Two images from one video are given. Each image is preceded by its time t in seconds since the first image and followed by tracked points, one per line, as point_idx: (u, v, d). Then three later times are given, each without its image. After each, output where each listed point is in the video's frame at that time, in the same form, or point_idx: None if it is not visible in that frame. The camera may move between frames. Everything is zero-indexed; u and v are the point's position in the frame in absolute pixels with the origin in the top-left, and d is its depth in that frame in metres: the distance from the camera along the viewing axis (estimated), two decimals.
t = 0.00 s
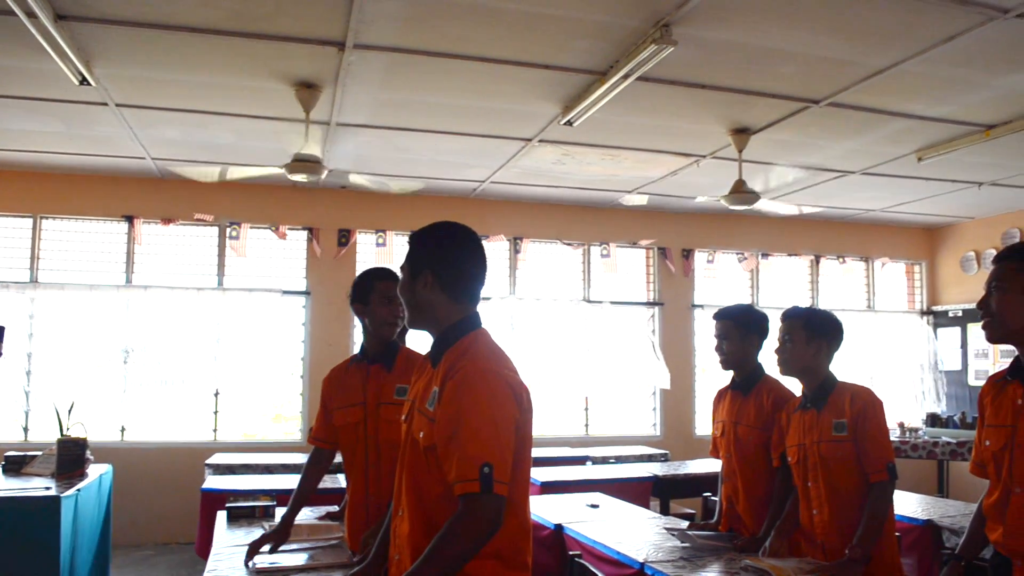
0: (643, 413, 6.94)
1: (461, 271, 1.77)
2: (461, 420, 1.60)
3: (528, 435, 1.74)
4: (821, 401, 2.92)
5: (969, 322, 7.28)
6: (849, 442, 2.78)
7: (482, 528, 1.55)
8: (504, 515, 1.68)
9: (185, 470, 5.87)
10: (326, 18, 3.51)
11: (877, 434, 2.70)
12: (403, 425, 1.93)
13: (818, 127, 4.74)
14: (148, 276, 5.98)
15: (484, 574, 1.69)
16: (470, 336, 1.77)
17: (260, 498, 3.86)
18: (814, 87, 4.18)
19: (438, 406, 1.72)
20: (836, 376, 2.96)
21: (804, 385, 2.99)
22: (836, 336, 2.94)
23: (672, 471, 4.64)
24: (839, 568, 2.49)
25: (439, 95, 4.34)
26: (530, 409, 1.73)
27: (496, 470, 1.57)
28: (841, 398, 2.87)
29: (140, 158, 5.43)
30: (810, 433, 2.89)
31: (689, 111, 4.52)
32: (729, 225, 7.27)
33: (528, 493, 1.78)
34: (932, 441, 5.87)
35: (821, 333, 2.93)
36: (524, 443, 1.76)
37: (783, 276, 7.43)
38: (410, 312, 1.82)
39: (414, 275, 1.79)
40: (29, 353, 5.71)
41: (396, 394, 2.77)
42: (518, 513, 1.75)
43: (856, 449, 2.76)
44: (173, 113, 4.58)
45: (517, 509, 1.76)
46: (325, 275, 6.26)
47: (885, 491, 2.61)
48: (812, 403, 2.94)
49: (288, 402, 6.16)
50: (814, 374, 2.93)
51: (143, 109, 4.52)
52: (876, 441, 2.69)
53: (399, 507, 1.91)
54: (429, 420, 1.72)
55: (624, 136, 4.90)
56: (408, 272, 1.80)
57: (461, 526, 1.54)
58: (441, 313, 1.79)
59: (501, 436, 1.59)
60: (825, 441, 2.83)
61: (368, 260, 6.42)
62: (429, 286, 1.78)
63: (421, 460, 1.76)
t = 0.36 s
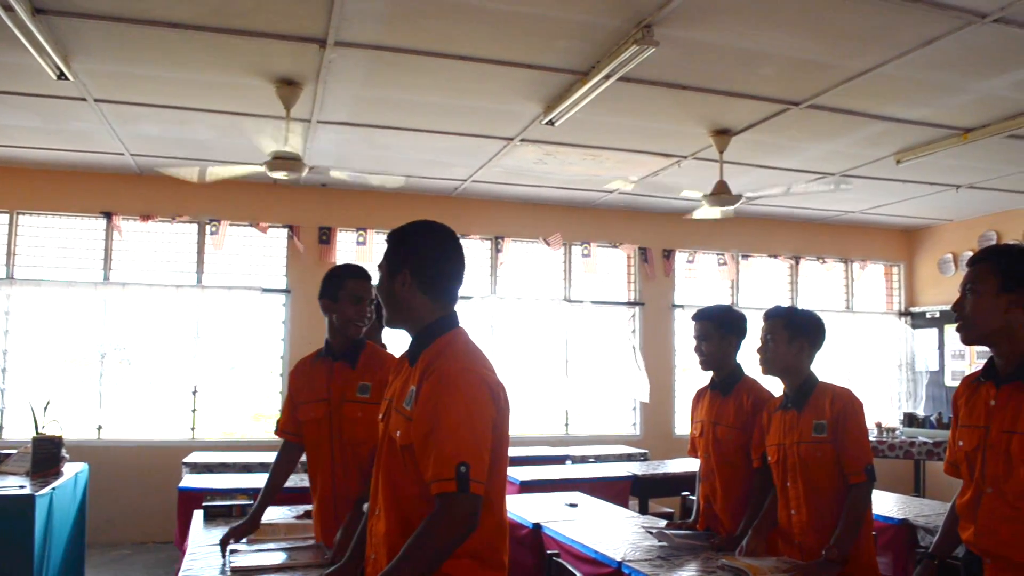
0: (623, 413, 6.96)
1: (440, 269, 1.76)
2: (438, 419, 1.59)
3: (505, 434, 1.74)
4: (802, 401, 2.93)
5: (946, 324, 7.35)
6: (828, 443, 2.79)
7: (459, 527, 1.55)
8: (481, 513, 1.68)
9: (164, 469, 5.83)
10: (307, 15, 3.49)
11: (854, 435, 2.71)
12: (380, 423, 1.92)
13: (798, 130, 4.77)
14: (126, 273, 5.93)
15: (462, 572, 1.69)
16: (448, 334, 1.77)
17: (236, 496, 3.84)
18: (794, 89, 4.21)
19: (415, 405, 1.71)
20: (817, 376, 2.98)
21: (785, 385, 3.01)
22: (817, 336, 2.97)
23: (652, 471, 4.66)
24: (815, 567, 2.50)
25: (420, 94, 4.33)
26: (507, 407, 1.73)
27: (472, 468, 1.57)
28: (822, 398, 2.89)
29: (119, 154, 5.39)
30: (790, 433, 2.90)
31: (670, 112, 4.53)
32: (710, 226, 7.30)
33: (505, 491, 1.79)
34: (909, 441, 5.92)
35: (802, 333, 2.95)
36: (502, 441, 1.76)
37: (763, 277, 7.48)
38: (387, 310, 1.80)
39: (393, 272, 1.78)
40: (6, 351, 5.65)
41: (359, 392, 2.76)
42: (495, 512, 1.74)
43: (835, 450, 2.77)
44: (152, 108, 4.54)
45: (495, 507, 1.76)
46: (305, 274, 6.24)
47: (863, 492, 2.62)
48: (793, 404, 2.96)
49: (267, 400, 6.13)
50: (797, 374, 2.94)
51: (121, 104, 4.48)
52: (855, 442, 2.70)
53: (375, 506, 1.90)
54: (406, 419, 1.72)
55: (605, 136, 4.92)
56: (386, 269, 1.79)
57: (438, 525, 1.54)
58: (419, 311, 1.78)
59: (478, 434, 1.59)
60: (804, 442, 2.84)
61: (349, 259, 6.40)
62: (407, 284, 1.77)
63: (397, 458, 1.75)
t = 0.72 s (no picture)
0: (604, 413, 6.98)
1: (419, 271, 1.75)
2: (416, 422, 1.59)
3: (484, 435, 1.73)
4: (790, 401, 2.95)
5: (924, 323, 7.43)
6: (814, 447, 2.80)
7: (437, 529, 1.54)
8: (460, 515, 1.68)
9: (144, 472, 5.80)
10: (285, 15, 3.48)
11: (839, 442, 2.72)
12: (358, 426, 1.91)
13: (777, 131, 4.80)
14: (104, 275, 5.88)
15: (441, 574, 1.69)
16: (426, 336, 1.76)
17: (214, 499, 3.82)
18: (772, 90, 4.24)
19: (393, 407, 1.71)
20: (807, 376, 2.99)
21: (773, 384, 3.03)
22: (807, 334, 2.99)
23: (634, 471, 4.67)
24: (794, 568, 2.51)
25: (399, 94, 4.33)
26: (486, 409, 1.73)
27: (451, 471, 1.56)
28: (809, 400, 2.90)
29: (97, 154, 5.34)
30: (776, 434, 2.92)
31: (650, 113, 4.55)
32: (690, 226, 7.34)
33: (484, 492, 1.79)
34: (888, 439, 5.97)
35: (793, 332, 2.97)
36: (480, 442, 1.75)
37: (743, 277, 7.53)
38: (365, 311, 1.79)
39: (370, 274, 1.77)
40: None
41: (330, 395, 2.76)
42: (471, 513, 1.75)
43: (820, 454, 2.78)
44: (130, 109, 4.51)
45: (474, 509, 1.76)
46: (284, 275, 6.21)
47: (847, 497, 2.63)
48: (781, 403, 2.98)
49: (247, 402, 6.11)
50: (786, 374, 2.96)
51: (98, 104, 4.44)
52: (840, 448, 2.70)
53: (354, 509, 1.89)
54: (384, 421, 1.71)
55: (585, 137, 4.93)
56: (364, 271, 1.78)
57: (416, 528, 1.53)
58: (397, 313, 1.77)
59: (457, 436, 1.58)
60: (791, 444, 2.85)
61: (329, 259, 6.38)
62: (385, 286, 1.75)
63: (375, 461, 1.75)
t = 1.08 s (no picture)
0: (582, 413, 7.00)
1: (393, 272, 1.74)
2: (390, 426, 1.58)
3: (459, 437, 1.73)
4: (783, 401, 2.86)
5: (899, 323, 7.50)
6: (804, 450, 2.72)
7: (412, 531, 1.54)
8: (434, 517, 1.68)
9: (119, 474, 5.75)
10: (259, 15, 3.45)
11: (830, 450, 2.63)
12: (332, 428, 1.91)
13: (752, 132, 4.83)
14: (78, 276, 5.82)
15: None
16: (400, 337, 1.75)
17: (189, 502, 3.79)
18: (748, 92, 4.26)
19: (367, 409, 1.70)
20: (803, 377, 2.90)
21: (767, 383, 2.94)
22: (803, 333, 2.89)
23: (611, 470, 4.69)
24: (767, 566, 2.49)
25: (376, 95, 4.32)
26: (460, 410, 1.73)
27: (425, 472, 1.56)
28: (803, 402, 2.80)
29: (70, 154, 5.29)
30: (766, 433, 2.86)
31: (627, 114, 4.57)
32: (667, 227, 7.38)
33: (458, 493, 1.79)
34: (862, 438, 6.03)
35: (790, 331, 2.87)
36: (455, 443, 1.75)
37: (719, 278, 7.58)
38: (339, 313, 1.78)
39: (343, 275, 1.75)
40: None
41: (301, 395, 2.70)
42: (446, 514, 1.75)
43: (809, 458, 2.70)
44: (103, 108, 4.47)
45: (449, 509, 1.76)
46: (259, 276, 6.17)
47: (831, 502, 2.56)
48: (773, 402, 2.89)
49: (223, 403, 6.08)
50: (781, 374, 2.86)
51: (71, 103, 4.40)
52: (831, 453, 2.62)
53: (328, 511, 1.88)
54: (358, 422, 1.71)
55: (563, 138, 4.95)
56: (337, 272, 1.76)
57: (390, 530, 1.53)
58: (371, 315, 1.76)
59: (431, 438, 1.58)
60: (781, 445, 2.78)
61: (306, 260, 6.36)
62: (358, 288, 1.74)
63: (350, 463, 1.74)
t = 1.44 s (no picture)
0: (558, 412, 7.01)
1: (365, 269, 1.72)
2: (360, 424, 1.57)
3: (431, 435, 1.73)
4: (776, 402, 2.68)
5: (873, 323, 7.58)
6: (795, 454, 2.57)
7: (383, 528, 1.53)
8: (405, 515, 1.67)
9: (91, 473, 5.70)
10: (234, 10, 3.43)
11: (823, 453, 2.50)
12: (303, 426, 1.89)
13: (728, 133, 4.86)
14: (50, 271, 5.75)
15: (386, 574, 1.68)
16: (372, 335, 1.74)
17: (160, 500, 3.76)
18: (724, 92, 4.28)
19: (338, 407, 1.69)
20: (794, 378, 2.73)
21: (759, 382, 2.74)
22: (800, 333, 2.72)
23: (585, 469, 4.70)
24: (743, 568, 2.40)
25: (352, 91, 4.30)
26: (432, 408, 1.72)
27: (396, 470, 1.55)
28: (797, 404, 2.64)
29: (42, 148, 5.23)
30: (756, 433, 2.70)
31: (604, 114, 4.58)
32: (645, 227, 7.41)
33: (430, 490, 1.79)
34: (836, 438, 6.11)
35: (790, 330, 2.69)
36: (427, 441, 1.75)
37: (695, 278, 7.62)
38: (309, 311, 1.76)
39: (315, 272, 1.73)
40: None
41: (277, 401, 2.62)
42: (419, 514, 1.75)
43: (800, 462, 2.56)
44: (75, 101, 4.42)
45: (420, 507, 1.76)
46: (234, 274, 6.14)
47: (818, 509, 2.45)
48: (766, 403, 2.70)
49: (198, 401, 6.04)
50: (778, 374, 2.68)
51: (42, 97, 4.34)
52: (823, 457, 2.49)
53: (299, 510, 1.87)
54: (330, 419, 1.70)
55: (540, 137, 4.95)
56: (309, 269, 1.74)
57: (360, 528, 1.52)
58: (343, 313, 1.75)
59: (401, 435, 1.58)
60: (771, 446, 2.63)
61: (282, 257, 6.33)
62: (330, 285, 1.72)
63: (320, 461, 1.73)
